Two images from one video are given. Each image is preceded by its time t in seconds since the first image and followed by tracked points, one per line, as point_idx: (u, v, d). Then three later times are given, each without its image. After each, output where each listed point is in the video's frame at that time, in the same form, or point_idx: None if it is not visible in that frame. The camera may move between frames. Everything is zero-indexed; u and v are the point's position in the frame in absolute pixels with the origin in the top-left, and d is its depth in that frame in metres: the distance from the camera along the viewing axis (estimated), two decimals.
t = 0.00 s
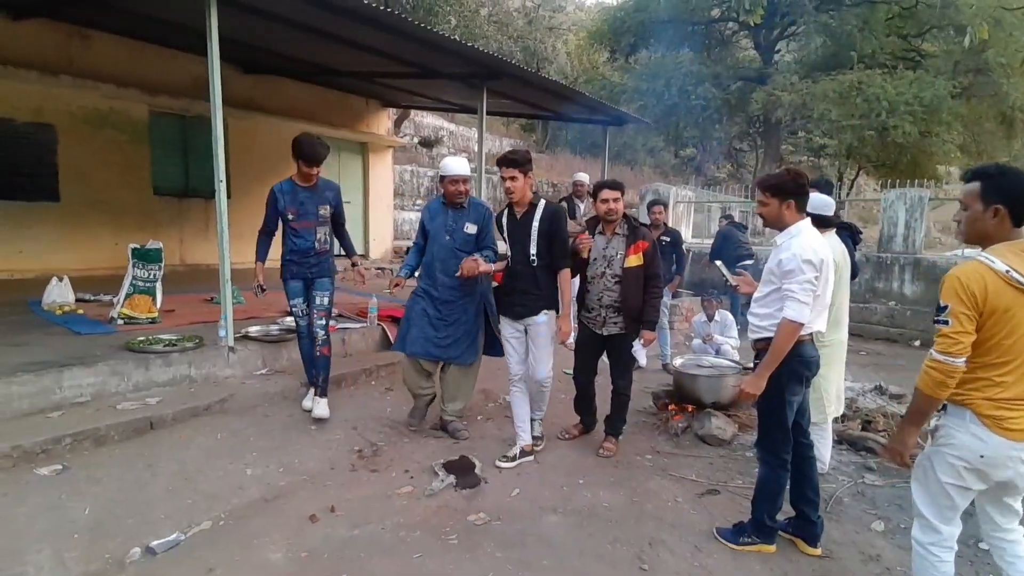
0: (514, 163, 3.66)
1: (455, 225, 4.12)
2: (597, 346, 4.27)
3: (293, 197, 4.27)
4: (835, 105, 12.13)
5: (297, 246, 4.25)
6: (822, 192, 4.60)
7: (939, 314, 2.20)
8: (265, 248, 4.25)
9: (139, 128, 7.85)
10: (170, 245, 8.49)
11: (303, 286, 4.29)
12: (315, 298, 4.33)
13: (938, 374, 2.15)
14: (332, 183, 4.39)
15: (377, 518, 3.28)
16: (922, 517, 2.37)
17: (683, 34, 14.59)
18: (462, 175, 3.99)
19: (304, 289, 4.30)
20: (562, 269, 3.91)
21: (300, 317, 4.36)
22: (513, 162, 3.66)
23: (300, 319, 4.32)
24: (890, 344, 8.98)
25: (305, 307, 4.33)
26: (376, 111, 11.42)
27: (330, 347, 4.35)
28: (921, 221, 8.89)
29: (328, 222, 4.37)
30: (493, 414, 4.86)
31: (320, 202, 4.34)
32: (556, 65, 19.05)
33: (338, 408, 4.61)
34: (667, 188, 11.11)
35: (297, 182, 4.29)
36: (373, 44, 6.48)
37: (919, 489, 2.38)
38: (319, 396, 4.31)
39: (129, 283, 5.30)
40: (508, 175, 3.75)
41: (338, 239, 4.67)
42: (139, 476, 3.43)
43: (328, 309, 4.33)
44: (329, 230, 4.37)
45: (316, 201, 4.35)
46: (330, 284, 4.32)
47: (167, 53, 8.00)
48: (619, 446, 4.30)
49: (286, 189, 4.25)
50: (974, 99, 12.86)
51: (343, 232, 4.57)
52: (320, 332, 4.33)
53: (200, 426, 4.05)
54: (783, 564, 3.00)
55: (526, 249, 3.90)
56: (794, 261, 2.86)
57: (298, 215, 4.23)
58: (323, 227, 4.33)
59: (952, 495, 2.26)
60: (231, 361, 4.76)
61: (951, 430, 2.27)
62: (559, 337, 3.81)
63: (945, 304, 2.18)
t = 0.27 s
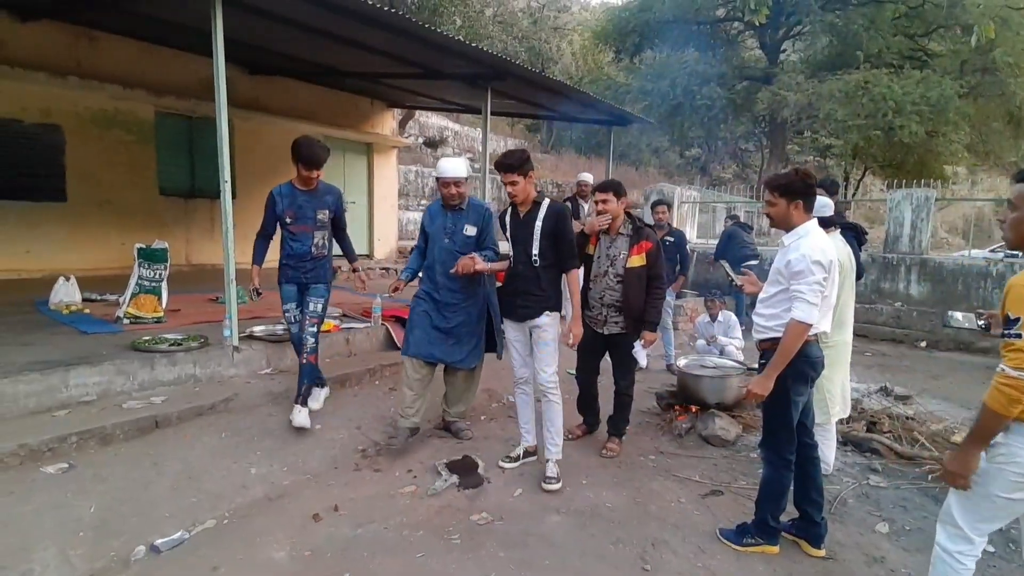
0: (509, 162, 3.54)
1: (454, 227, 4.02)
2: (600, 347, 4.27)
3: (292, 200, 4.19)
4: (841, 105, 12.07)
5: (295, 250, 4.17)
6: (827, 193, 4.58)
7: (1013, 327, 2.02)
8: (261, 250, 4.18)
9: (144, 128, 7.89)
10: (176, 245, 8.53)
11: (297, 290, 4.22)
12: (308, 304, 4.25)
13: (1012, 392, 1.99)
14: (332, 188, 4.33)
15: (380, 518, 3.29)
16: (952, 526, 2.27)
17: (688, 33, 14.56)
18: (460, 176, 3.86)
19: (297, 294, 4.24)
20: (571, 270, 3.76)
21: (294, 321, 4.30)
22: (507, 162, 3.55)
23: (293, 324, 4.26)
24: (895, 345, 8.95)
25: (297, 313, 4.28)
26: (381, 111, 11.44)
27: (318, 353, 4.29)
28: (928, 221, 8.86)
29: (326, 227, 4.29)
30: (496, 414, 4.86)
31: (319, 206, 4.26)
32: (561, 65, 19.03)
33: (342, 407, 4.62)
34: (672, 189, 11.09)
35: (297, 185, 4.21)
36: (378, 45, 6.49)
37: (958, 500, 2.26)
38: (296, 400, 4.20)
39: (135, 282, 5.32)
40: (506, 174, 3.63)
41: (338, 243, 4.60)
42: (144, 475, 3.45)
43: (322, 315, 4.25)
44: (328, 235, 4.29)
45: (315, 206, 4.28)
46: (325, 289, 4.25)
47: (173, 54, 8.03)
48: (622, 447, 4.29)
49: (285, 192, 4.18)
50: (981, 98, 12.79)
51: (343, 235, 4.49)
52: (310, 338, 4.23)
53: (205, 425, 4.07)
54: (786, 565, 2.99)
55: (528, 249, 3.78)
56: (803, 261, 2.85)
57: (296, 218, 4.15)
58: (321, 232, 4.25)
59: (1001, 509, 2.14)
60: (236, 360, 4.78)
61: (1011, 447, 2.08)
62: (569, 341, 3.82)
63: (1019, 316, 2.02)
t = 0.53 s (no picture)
0: (514, 165, 3.43)
1: (445, 228, 3.88)
2: (604, 346, 4.26)
3: (293, 200, 4.10)
4: (847, 105, 12.03)
5: (293, 250, 4.08)
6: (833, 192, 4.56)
7: None
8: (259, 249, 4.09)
9: (150, 128, 7.92)
10: (181, 245, 8.57)
11: (292, 293, 4.13)
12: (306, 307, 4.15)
13: None
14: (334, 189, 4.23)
15: (384, 516, 3.29)
16: (981, 534, 2.46)
17: (693, 33, 14.53)
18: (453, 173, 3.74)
19: (291, 296, 4.14)
20: (579, 276, 3.65)
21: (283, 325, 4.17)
22: (513, 166, 3.44)
23: (276, 326, 4.12)
24: (900, 346, 8.92)
25: (286, 316, 4.14)
26: (386, 111, 11.45)
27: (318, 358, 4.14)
28: (933, 221, 8.84)
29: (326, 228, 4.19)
30: (499, 413, 4.87)
31: (320, 207, 4.17)
32: (565, 65, 19.03)
33: (346, 406, 4.63)
34: (676, 189, 11.08)
35: (298, 184, 4.12)
36: (382, 44, 6.49)
37: (992, 514, 2.42)
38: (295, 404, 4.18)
39: (141, 281, 5.34)
40: (513, 178, 3.52)
41: (338, 245, 4.53)
42: (149, 472, 3.47)
43: (320, 319, 4.13)
44: (327, 237, 4.21)
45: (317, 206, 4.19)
46: (324, 292, 4.17)
47: (178, 54, 8.06)
48: (625, 446, 4.29)
49: (286, 191, 4.10)
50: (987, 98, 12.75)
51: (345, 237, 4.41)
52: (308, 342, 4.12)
53: (210, 424, 4.09)
54: (790, 565, 2.98)
55: (533, 251, 3.63)
56: (809, 261, 2.84)
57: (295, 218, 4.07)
58: (321, 233, 4.15)
59: None
60: (241, 359, 4.80)
61: None
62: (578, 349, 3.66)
63: None
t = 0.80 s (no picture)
0: (517, 167, 3.29)
1: (425, 223, 3.80)
2: (608, 345, 4.27)
3: (293, 197, 4.03)
4: (853, 105, 11.98)
5: (293, 248, 3.99)
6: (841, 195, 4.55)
7: None
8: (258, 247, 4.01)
9: (157, 127, 7.95)
10: (187, 243, 8.61)
11: (291, 290, 4.00)
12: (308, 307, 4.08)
13: None
14: (334, 187, 4.16)
15: (389, 514, 3.30)
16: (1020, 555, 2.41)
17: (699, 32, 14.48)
18: (432, 164, 3.67)
19: (290, 294, 4.02)
20: (586, 279, 3.48)
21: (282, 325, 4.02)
22: (515, 169, 3.29)
23: (274, 323, 3.97)
24: (906, 346, 8.88)
25: (285, 314, 3.99)
26: (391, 110, 11.48)
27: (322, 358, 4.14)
28: (939, 222, 8.81)
29: (327, 227, 4.12)
30: (503, 412, 4.88)
31: (321, 205, 4.09)
32: (570, 64, 19.00)
33: (351, 404, 4.65)
34: (681, 188, 11.07)
35: (299, 181, 4.06)
36: (388, 44, 6.50)
37: None
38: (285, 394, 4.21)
39: (148, 279, 5.37)
40: (517, 181, 3.37)
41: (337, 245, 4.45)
42: (155, 469, 3.49)
43: (322, 320, 4.10)
44: (327, 236, 4.12)
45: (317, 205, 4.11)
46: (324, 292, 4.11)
47: (186, 53, 8.10)
48: (629, 446, 4.29)
49: (286, 188, 4.03)
50: (995, 98, 12.68)
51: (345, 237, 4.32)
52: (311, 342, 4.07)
53: (216, 421, 4.11)
54: (793, 565, 2.98)
55: (536, 254, 3.50)
56: (814, 260, 2.83)
57: (297, 215, 3.99)
58: (322, 231, 4.09)
59: None
60: (246, 357, 4.83)
61: None
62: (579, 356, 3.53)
63: None
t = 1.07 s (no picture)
0: (503, 169, 3.15)
1: (418, 222, 3.73)
2: (613, 345, 4.27)
3: (291, 197, 3.90)
4: (860, 104, 11.93)
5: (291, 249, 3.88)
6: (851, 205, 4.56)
7: None
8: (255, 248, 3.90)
9: (164, 126, 7.99)
10: (193, 242, 8.65)
11: (289, 292, 3.89)
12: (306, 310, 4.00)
13: None
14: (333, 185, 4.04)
15: (394, 513, 3.31)
16: None
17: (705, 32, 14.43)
18: (421, 161, 3.62)
19: (288, 297, 3.90)
20: (583, 280, 3.31)
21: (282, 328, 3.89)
22: (503, 169, 3.16)
23: (273, 324, 3.83)
24: (913, 347, 8.85)
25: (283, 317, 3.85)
26: (397, 110, 11.50)
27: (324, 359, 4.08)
28: (946, 222, 8.77)
29: (326, 227, 4.02)
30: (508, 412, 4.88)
31: (319, 205, 3.98)
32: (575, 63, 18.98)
33: (356, 403, 4.66)
34: (687, 188, 11.05)
35: (297, 180, 3.93)
36: (393, 43, 6.52)
37: None
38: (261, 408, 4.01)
39: (154, 278, 5.39)
40: (505, 181, 3.22)
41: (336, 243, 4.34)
42: (162, 467, 3.51)
43: (321, 322, 4.02)
44: (326, 236, 4.02)
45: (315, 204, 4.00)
46: (323, 294, 4.01)
47: (192, 53, 8.15)
48: (634, 446, 4.29)
49: (284, 187, 3.89)
50: (1003, 97, 12.60)
51: (345, 238, 4.20)
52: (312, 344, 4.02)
53: (222, 420, 4.13)
54: (799, 566, 2.97)
55: (532, 257, 3.36)
56: (813, 258, 2.83)
57: (295, 215, 3.87)
58: (321, 232, 3.99)
59: None
60: (252, 356, 4.85)
61: None
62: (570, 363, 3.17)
63: None
